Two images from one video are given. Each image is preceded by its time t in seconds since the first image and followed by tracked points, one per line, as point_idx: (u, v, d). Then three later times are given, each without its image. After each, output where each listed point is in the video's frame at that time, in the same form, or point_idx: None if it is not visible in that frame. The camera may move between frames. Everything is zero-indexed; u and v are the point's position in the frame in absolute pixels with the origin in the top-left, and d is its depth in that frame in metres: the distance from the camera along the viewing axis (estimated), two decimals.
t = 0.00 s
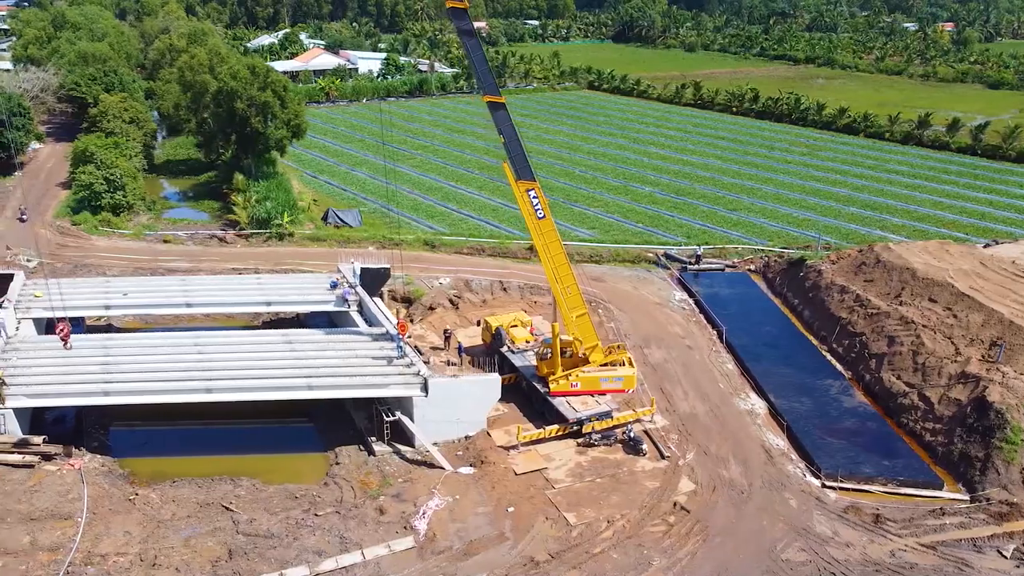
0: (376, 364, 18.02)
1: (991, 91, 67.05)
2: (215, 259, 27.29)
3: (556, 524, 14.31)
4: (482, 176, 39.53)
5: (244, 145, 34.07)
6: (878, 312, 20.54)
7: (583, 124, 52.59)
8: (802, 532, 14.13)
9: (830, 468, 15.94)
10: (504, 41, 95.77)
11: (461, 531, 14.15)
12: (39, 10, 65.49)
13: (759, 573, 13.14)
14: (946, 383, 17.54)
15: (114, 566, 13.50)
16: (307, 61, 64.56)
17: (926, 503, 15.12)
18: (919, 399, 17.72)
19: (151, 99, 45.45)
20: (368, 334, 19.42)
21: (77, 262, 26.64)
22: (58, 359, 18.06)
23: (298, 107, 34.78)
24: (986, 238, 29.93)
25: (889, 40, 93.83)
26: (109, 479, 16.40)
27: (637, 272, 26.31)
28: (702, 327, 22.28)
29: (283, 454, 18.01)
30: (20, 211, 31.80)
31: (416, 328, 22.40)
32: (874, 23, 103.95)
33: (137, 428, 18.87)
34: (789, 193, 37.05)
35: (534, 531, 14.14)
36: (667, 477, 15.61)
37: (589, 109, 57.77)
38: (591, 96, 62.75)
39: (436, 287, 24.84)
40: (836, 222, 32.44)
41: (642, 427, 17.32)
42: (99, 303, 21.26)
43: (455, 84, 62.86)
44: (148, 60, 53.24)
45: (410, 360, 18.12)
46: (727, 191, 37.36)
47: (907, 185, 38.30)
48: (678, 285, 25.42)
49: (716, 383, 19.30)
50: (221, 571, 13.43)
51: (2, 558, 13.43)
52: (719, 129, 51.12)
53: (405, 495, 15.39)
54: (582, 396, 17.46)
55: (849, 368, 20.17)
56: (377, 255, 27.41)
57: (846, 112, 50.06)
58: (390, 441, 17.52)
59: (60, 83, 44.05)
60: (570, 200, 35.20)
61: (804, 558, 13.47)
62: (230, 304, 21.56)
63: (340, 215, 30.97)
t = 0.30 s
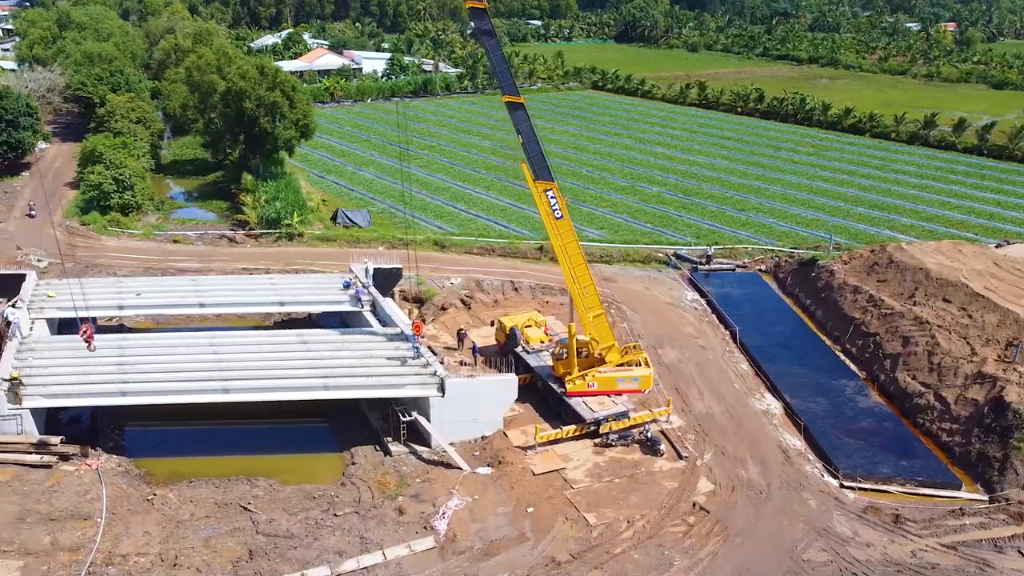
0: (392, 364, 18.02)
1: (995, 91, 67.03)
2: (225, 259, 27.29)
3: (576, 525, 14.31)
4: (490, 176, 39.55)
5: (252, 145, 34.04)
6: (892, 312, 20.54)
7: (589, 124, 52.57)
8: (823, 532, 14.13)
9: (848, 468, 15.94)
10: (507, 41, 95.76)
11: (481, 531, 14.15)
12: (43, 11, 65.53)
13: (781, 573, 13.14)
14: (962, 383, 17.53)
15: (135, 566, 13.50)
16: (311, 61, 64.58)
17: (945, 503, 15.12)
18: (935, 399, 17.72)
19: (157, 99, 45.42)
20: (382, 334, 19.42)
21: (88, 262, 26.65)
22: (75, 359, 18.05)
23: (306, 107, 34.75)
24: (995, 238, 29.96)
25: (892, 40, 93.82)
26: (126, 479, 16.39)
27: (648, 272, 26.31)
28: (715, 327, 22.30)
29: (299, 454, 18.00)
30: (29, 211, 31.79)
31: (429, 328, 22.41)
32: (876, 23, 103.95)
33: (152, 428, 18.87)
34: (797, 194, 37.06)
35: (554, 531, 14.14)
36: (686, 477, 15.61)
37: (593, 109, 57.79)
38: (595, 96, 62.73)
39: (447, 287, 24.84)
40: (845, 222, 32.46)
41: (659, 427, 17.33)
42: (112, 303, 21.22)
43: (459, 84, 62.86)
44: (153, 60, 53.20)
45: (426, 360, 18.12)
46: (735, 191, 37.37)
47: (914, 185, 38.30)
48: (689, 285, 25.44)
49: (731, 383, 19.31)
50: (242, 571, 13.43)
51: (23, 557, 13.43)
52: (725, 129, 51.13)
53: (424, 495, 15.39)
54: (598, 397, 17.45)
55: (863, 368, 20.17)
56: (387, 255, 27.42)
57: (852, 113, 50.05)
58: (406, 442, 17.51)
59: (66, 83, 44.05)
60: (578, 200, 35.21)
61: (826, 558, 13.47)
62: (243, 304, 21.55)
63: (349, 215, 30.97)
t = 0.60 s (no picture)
0: (407, 364, 18.01)
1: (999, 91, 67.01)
2: (235, 259, 27.28)
3: (595, 525, 14.31)
4: (496, 176, 39.57)
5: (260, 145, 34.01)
6: (905, 312, 20.52)
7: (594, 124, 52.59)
8: (842, 533, 14.13)
9: (865, 469, 15.93)
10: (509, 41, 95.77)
11: (500, 532, 14.14)
12: (47, 11, 65.54)
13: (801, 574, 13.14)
14: (978, 383, 17.52)
15: (155, 567, 13.49)
16: (315, 61, 64.58)
17: (964, 504, 15.11)
18: (950, 399, 17.71)
19: (163, 99, 45.40)
20: (396, 334, 19.42)
21: (98, 263, 26.64)
22: (90, 360, 18.05)
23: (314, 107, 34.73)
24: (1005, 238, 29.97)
25: (895, 40, 93.82)
26: (142, 479, 16.39)
27: (658, 272, 26.31)
28: (727, 328, 22.31)
29: (313, 454, 18.00)
30: (37, 211, 31.79)
31: (441, 328, 22.41)
32: (879, 23, 103.92)
33: (166, 428, 18.86)
34: (804, 193, 37.07)
35: (573, 531, 14.14)
36: (703, 478, 15.61)
37: (598, 109, 57.83)
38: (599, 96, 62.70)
39: (458, 287, 24.84)
40: (853, 222, 32.47)
41: (674, 428, 17.32)
42: (124, 304, 21.19)
43: (463, 84, 62.89)
44: (158, 60, 53.17)
45: (441, 361, 18.11)
46: (742, 191, 37.39)
47: (921, 185, 38.30)
48: (700, 285, 25.44)
49: (745, 383, 19.30)
50: (262, 571, 13.42)
51: (43, 557, 13.42)
52: (730, 129, 51.16)
53: (441, 495, 15.38)
54: (614, 397, 17.45)
55: (877, 368, 20.15)
56: (397, 256, 27.42)
57: (857, 112, 50.03)
58: (421, 442, 17.51)
59: (72, 83, 44.06)
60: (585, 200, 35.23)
61: (846, 559, 13.47)
62: (256, 305, 21.52)
63: (358, 215, 30.97)
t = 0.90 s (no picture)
0: (424, 364, 18.00)
1: (1003, 91, 66.99)
2: (246, 260, 27.29)
3: (616, 526, 14.30)
4: (504, 176, 39.59)
5: (269, 145, 34.00)
6: (920, 312, 20.51)
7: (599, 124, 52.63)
8: (863, 533, 14.12)
9: (884, 469, 15.94)
10: (512, 41, 95.83)
11: (522, 532, 14.13)
12: (52, 11, 65.52)
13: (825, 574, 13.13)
14: (995, 384, 17.51)
15: (177, 567, 13.49)
16: (320, 61, 64.62)
17: (984, 505, 15.11)
18: (967, 400, 17.70)
19: (170, 99, 45.38)
20: (412, 334, 19.45)
21: (109, 263, 26.66)
22: (106, 360, 18.04)
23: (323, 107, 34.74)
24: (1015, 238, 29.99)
25: (899, 40, 93.81)
26: (161, 480, 16.39)
27: (669, 272, 26.31)
28: (741, 328, 22.32)
29: (330, 455, 18.00)
30: (47, 212, 31.79)
31: (455, 328, 22.41)
32: (882, 24, 103.93)
33: (182, 428, 18.86)
34: (812, 193, 37.08)
35: (595, 532, 14.13)
36: (722, 478, 15.60)
37: (603, 109, 57.86)
38: (603, 96, 62.72)
39: (470, 287, 24.84)
40: (862, 222, 32.49)
41: (692, 428, 17.31)
42: (138, 304, 21.16)
43: (467, 84, 63.09)
44: (163, 60, 53.15)
45: (458, 361, 18.09)
46: (750, 191, 37.40)
47: (929, 185, 38.31)
48: (711, 285, 25.46)
49: (761, 384, 19.28)
50: (284, 572, 13.42)
51: (65, 557, 13.40)
52: (736, 129, 51.17)
53: (461, 496, 15.38)
54: (631, 397, 17.46)
55: (892, 368, 20.14)
56: (408, 256, 27.42)
57: (863, 112, 50.01)
58: (439, 442, 17.51)
59: (79, 83, 44.15)
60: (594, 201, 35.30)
61: (868, 560, 13.46)
62: (270, 305, 21.54)
63: (367, 215, 30.98)
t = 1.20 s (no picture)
0: (441, 365, 17.99)
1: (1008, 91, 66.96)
2: (257, 260, 27.28)
3: (637, 526, 14.30)
4: (512, 176, 39.59)
5: (278, 146, 33.96)
6: (935, 312, 20.51)
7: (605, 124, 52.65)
8: (885, 533, 14.12)
9: (904, 469, 15.94)
10: (515, 41, 95.83)
11: (543, 532, 14.14)
12: (56, 10, 65.53)
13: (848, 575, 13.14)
14: (1012, 384, 17.50)
15: (200, 568, 13.49)
16: (324, 61, 64.64)
17: (1004, 505, 15.11)
18: (984, 400, 17.68)
19: (177, 99, 45.36)
20: (428, 334, 19.44)
21: (121, 263, 26.67)
22: (123, 360, 18.03)
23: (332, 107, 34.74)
24: None
25: (902, 40, 93.80)
26: (179, 480, 16.39)
27: (680, 272, 26.31)
28: (754, 328, 22.32)
29: (347, 455, 18.00)
30: (57, 212, 31.80)
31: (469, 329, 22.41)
32: (885, 24, 103.97)
33: (198, 429, 18.87)
34: (820, 193, 37.08)
35: (616, 532, 14.14)
36: (742, 479, 15.60)
37: (608, 109, 57.88)
38: (608, 96, 62.58)
39: (482, 287, 24.86)
40: (871, 222, 32.50)
41: (710, 428, 17.30)
42: (152, 304, 21.14)
43: (472, 85, 63.16)
44: (169, 60, 53.14)
45: (475, 361, 18.09)
46: (758, 191, 37.41)
47: (938, 185, 38.32)
48: (724, 285, 25.45)
49: (777, 384, 19.27)
50: (307, 573, 13.41)
51: (88, 557, 13.39)
52: (741, 129, 51.18)
53: (481, 496, 15.37)
54: (649, 397, 17.46)
55: (907, 368, 20.12)
56: (419, 256, 27.42)
57: (869, 112, 50.02)
58: (457, 442, 17.51)
59: (86, 83, 44.23)
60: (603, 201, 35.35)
61: (891, 560, 13.47)
62: (284, 305, 21.53)
63: (377, 215, 30.98)
